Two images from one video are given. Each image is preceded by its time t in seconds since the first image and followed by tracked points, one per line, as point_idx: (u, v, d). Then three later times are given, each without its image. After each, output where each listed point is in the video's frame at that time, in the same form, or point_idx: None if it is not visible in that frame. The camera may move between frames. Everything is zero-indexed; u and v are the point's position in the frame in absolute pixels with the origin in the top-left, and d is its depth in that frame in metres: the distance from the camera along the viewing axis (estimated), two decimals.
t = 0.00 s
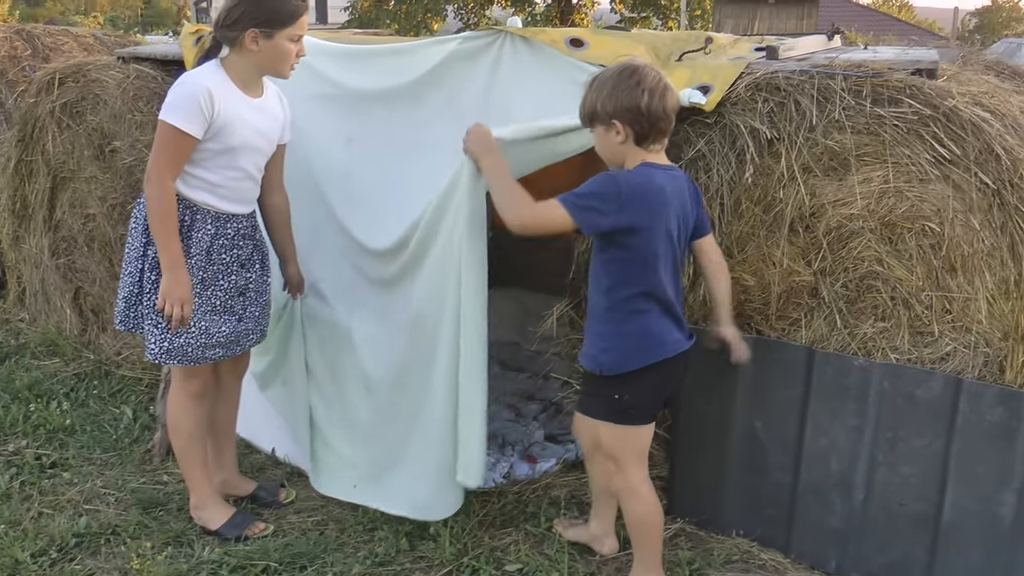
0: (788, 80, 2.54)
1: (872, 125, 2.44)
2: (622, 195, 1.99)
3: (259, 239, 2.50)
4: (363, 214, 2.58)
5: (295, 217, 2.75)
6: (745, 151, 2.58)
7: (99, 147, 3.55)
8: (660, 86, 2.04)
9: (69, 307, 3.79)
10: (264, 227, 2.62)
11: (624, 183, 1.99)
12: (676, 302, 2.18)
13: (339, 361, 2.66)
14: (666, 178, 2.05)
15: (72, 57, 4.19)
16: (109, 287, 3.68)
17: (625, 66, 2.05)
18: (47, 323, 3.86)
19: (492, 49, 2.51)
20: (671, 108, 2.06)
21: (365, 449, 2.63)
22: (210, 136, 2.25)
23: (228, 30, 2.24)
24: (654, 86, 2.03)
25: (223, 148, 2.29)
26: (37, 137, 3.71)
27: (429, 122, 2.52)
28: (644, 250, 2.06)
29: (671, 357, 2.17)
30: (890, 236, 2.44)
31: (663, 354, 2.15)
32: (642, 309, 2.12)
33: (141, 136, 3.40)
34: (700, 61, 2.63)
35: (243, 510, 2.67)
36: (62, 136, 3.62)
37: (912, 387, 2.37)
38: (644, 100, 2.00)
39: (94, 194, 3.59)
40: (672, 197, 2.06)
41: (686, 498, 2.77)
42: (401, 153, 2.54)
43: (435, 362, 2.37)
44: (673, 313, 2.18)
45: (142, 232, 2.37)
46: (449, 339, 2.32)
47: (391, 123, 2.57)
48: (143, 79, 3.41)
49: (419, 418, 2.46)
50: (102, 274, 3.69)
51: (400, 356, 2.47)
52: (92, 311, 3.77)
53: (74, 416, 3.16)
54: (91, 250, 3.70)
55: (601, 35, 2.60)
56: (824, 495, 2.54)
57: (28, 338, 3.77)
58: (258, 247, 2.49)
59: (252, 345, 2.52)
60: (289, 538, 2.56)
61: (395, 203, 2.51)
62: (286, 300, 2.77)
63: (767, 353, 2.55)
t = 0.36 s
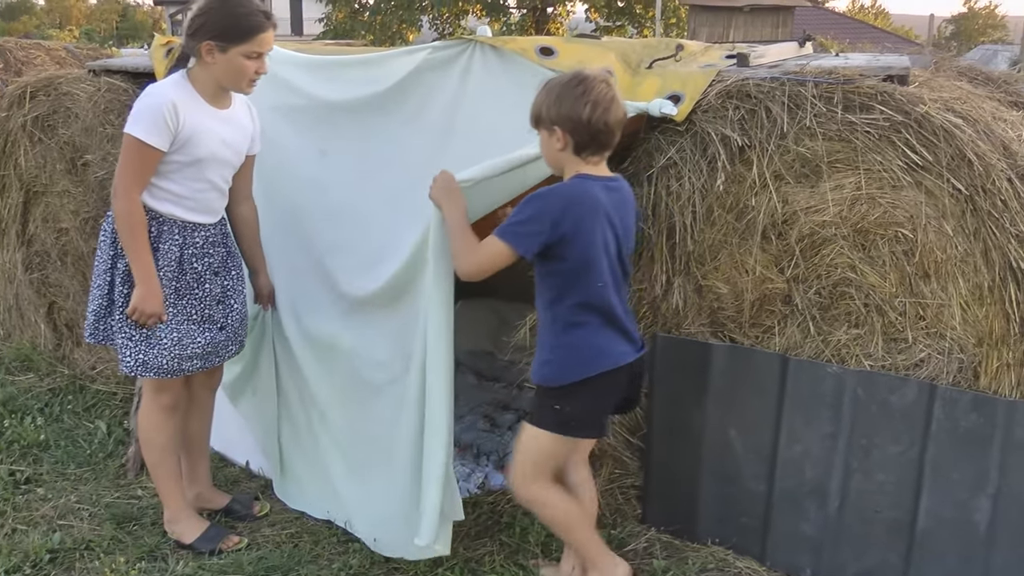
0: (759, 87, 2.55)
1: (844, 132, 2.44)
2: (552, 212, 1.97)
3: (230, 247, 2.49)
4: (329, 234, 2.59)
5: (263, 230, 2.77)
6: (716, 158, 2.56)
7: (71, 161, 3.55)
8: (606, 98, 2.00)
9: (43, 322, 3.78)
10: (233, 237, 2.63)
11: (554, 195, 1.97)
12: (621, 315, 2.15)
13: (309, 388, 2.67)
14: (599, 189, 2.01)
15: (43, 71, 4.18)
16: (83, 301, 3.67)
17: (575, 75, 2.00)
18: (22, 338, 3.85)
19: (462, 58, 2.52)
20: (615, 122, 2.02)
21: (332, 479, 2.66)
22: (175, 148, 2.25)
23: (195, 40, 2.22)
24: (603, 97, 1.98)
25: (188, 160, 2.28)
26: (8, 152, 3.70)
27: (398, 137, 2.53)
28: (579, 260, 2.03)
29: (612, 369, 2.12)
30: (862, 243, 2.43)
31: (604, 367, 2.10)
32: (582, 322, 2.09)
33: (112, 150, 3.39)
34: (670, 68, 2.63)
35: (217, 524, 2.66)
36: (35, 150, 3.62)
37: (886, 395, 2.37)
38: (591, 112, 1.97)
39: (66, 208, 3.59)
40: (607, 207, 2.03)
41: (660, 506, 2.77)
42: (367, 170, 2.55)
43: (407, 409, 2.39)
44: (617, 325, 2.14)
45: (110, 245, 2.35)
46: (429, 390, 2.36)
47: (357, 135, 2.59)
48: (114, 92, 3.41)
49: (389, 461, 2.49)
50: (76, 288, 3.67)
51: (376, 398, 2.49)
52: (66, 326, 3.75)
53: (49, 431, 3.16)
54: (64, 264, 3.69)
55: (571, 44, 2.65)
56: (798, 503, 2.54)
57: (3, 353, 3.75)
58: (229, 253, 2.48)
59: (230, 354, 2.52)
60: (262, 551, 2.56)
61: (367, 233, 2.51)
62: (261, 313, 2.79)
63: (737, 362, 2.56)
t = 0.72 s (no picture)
0: (763, 96, 2.54)
1: (849, 142, 2.43)
2: (493, 212, 1.92)
3: (226, 251, 2.49)
4: (329, 238, 2.61)
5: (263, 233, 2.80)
6: (720, 168, 2.55)
7: (74, 162, 3.55)
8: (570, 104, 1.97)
9: (45, 322, 3.78)
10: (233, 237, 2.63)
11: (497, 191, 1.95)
12: (570, 328, 2.06)
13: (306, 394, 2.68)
14: (548, 190, 1.96)
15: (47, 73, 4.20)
16: (85, 302, 3.67)
17: (537, 79, 1.97)
18: (24, 339, 3.85)
19: (466, 64, 2.50)
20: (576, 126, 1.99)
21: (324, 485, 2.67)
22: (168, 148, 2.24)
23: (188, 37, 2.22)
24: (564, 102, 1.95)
25: (183, 160, 2.27)
26: (13, 153, 3.71)
27: (400, 144, 2.53)
28: (519, 259, 1.98)
29: (541, 375, 2.04)
30: (866, 255, 2.41)
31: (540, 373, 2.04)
32: (520, 325, 2.05)
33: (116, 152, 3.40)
34: (675, 77, 2.63)
35: (216, 526, 2.66)
36: (38, 152, 3.63)
37: (889, 407, 2.36)
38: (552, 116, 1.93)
39: (69, 209, 3.59)
40: (555, 208, 1.97)
41: (659, 516, 2.76)
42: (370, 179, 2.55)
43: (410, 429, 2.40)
44: (565, 335, 2.06)
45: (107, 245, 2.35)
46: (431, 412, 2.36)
47: (359, 141, 2.59)
48: (118, 94, 3.41)
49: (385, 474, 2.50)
50: (78, 290, 3.68)
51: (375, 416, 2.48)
52: (68, 327, 3.76)
53: (49, 431, 3.16)
54: (67, 265, 3.69)
55: (576, 50, 2.66)
56: (799, 515, 2.53)
57: (5, 353, 3.76)
58: (225, 258, 2.49)
59: (219, 359, 2.50)
60: (261, 554, 2.56)
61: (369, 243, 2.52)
62: (262, 313, 2.79)
63: (739, 371, 2.55)
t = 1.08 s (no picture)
0: (769, 97, 2.53)
1: (854, 143, 2.43)
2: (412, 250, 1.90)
3: (236, 249, 2.49)
4: (331, 246, 2.64)
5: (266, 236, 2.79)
6: (725, 168, 2.55)
7: (82, 165, 3.56)
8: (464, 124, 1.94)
9: (52, 324, 3.80)
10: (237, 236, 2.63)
11: (414, 226, 1.93)
12: (534, 334, 2.03)
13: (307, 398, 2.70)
14: (465, 210, 1.93)
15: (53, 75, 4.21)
16: (91, 304, 3.69)
17: (421, 103, 1.95)
18: (31, 340, 3.87)
19: (472, 66, 2.59)
20: (472, 148, 1.95)
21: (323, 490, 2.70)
22: (163, 138, 2.24)
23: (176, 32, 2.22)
24: (455, 125, 1.92)
25: (181, 149, 2.27)
26: (20, 155, 3.72)
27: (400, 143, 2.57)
28: (458, 286, 1.95)
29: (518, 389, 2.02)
30: (872, 255, 2.41)
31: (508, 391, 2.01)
32: (480, 349, 2.01)
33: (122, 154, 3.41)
34: (680, 78, 2.64)
35: (222, 527, 2.67)
36: (45, 154, 3.64)
37: (894, 408, 2.35)
38: (440, 140, 1.91)
39: (76, 212, 3.61)
40: (483, 224, 1.94)
41: (665, 516, 2.76)
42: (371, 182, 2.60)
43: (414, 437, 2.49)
44: (526, 346, 2.02)
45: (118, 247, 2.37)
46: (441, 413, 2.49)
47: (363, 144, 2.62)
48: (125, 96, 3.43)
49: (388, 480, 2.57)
50: (85, 291, 3.69)
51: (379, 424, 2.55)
52: (75, 328, 3.77)
53: (56, 432, 3.17)
54: (73, 267, 3.70)
55: (582, 52, 2.64)
56: (805, 516, 2.53)
57: (12, 354, 3.77)
58: (234, 254, 2.49)
59: (226, 358, 2.48)
60: (267, 555, 2.57)
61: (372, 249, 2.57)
62: (264, 314, 2.78)
63: (746, 372, 2.54)
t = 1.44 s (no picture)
0: (777, 103, 2.54)
1: (861, 148, 2.43)
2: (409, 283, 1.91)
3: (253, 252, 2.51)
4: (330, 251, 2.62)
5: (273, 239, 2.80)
6: (733, 174, 2.55)
7: (92, 170, 3.58)
8: (391, 161, 1.92)
9: (62, 329, 3.81)
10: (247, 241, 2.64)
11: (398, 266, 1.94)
12: (535, 331, 2.09)
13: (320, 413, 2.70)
14: (447, 233, 1.95)
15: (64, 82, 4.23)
16: (101, 309, 3.70)
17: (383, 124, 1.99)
18: (41, 345, 3.89)
19: (479, 72, 2.61)
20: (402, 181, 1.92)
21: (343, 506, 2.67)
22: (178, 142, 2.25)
23: (187, 39, 2.24)
24: (390, 155, 1.92)
25: (196, 152, 2.29)
26: (31, 161, 3.74)
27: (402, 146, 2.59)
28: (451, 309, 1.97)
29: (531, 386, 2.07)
30: (880, 261, 2.41)
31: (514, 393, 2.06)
32: (489, 360, 2.05)
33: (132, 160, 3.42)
34: (688, 83, 2.65)
35: (232, 531, 2.68)
36: (56, 160, 3.66)
37: (903, 414, 2.35)
38: (373, 169, 1.92)
39: (86, 217, 3.62)
40: (463, 243, 1.96)
41: (674, 521, 2.76)
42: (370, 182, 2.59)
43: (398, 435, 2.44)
44: (522, 345, 2.06)
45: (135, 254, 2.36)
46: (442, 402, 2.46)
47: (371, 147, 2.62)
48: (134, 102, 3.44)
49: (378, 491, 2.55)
50: (95, 297, 3.70)
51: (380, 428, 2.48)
52: (84, 333, 3.79)
53: (66, 437, 3.18)
54: (83, 272, 3.72)
55: (590, 58, 2.64)
56: (814, 521, 2.52)
57: (22, 359, 3.79)
58: (251, 257, 2.50)
59: (241, 361, 2.49)
60: (276, 560, 2.58)
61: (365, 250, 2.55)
62: (273, 318, 2.79)
63: (755, 378, 2.54)
